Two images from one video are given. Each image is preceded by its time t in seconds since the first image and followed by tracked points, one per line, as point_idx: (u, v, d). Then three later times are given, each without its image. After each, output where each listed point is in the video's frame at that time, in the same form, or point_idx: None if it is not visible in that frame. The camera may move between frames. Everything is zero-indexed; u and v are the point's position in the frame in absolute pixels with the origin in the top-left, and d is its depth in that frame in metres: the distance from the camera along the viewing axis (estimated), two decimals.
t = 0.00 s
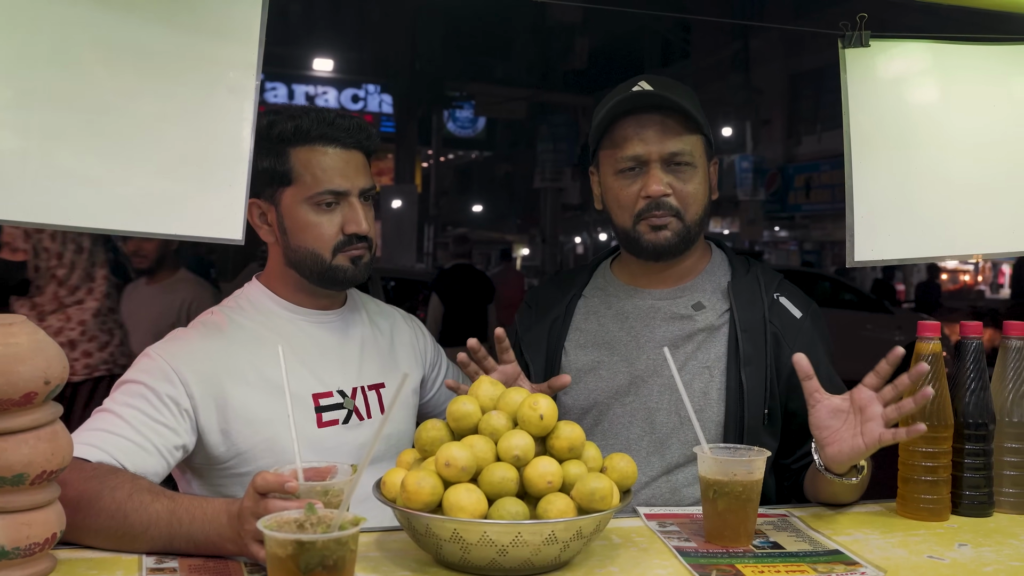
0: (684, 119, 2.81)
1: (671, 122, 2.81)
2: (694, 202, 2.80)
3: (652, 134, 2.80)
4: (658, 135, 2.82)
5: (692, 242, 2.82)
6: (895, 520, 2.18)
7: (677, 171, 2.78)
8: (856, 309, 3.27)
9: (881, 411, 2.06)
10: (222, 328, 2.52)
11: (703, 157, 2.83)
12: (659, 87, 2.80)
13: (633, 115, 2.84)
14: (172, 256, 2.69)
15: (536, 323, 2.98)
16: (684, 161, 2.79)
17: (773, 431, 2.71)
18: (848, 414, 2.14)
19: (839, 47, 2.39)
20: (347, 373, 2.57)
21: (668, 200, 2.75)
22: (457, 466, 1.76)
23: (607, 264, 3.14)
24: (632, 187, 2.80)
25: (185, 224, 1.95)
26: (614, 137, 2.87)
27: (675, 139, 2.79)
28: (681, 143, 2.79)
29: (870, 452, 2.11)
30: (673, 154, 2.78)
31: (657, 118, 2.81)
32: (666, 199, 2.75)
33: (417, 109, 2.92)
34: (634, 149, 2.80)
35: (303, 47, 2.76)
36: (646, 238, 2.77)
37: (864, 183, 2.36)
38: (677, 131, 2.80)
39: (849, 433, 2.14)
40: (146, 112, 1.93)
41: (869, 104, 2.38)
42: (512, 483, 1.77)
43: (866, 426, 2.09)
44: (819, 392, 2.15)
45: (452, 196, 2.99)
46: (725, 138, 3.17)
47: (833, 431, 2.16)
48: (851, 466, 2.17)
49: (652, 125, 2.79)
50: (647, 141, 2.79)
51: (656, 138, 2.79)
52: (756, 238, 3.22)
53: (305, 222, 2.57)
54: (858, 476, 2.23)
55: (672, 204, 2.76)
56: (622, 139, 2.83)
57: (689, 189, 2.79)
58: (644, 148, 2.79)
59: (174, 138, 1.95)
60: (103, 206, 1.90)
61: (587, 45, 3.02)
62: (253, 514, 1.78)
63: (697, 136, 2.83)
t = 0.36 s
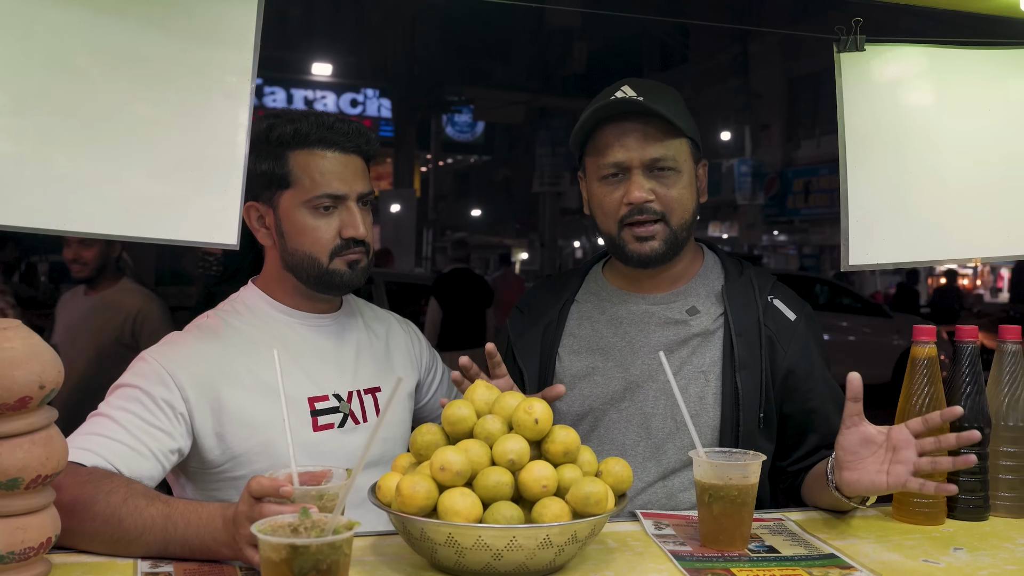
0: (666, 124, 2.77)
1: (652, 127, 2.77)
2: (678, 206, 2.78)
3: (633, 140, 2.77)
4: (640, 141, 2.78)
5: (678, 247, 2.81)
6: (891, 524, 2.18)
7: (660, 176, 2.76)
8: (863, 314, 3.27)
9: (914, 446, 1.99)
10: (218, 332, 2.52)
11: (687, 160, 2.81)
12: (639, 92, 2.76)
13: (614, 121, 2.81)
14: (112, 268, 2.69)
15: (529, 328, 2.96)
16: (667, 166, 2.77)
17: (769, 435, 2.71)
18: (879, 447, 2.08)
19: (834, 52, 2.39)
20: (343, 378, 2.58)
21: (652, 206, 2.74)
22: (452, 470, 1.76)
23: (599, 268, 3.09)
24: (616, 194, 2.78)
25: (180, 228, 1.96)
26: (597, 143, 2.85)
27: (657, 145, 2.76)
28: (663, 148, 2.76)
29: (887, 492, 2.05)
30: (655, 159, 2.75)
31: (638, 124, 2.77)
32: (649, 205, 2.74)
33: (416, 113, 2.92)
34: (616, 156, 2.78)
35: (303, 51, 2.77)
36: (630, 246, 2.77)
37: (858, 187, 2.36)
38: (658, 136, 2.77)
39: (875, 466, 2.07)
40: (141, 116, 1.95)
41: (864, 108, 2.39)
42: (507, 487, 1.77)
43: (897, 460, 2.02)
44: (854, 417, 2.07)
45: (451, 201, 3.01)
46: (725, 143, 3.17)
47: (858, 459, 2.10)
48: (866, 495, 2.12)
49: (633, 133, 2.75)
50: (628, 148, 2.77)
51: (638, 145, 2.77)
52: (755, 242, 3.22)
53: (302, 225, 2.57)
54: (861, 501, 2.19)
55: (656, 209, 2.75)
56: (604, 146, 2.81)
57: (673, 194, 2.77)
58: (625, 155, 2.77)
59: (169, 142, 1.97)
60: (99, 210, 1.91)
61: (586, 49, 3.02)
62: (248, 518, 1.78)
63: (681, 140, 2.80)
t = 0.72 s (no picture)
0: (658, 125, 2.77)
1: (645, 128, 2.77)
2: (672, 206, 2.78)
3: (625, 142, 2.77)
4: (632, 142, 2.78)
5: (674, 246, 2.81)
6: (886, 526, 2.19)
7: (653, 177, 2.76)
8: (861, 317, 3.29)
9: (897, 434, 2.03)
10: (214, 334, 2.53)
11: (680, 160, 2.80)
12: (631, 94, 2.77)
13: (607, 124, 2.82)
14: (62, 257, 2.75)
15: (528, 330, 2.96)
16: (660, 166, 2.76)
17: (765, 437, 2.71)
18: (863, 440, 2.11)
19: (829, 55, 2.39)
20: (339, 380, 2.58)
21: (646, 207, 2.74)
22: (447, 473, 1.76)
23: (598, 271, 3.10)
24: (610, 196, 2.78)
25: (175, 231, 1.97)
26: (591, 147, 2.85)
27: (650, 146, 2.76)
28: (655, 150, 2.76)
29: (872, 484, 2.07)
30: (648, 161, 2.75)
31: (629, 125, 2.77)
32: (644, 206, 2.74)
33: (414, 116, 2.93)
34: (609, 158, 2.78)
35: (301, 54, 2.77)
36: (628, 245, 2.77)
37: (853, 190, 2.37)
38: (651, 138, 2.77)
39: (860, 459, 2.10)
40: (137, 120, 1.96)
41: (859, 111, 2.40)
42: (502, 490, 1.77)
43: (880, 450, 2.05)
44: (838, 411, 2.10)
45: (450, 203, 3.01)
46: (722, 146, 3.15)
47: (843, 454, 2.13)
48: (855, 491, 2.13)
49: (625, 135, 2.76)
50: (620, 150, 2.77)
51: (629, 146, 2.77)
52: (754, 244, 3.22)
53: (290, 230, 2.57)
54: (854, 499, 2.20)
55: (649, 210, 2.75)
56: (597, 148, 2.82)
57: (667, 194, 2.77)
58: (618, 156, 2.77)
59: (165, 146, 1.98)
60: (94, 212, 1.92)
61: (584, 52, 3.02)
62: (243, 520, 1.78)
63: (674, 140, 2.80)
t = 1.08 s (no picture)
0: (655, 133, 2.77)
1: (640, 136, 2.77)
2: (669, 213, 2.79)
3: (620, 150, 2.78)
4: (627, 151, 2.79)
5: (672, 251, 2.82)
6: (885, 528, 2.19)
7: (650, 184, 2.77)
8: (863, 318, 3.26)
9: (875, 424, 2.07)
10: (214, 337, 2.53)
11: (677, 166, 2.81)
12: (626, 102, 2.77)
13: (601, 133, 2.83)
14: (5, 264, 2.63)
15: (532, 332, 2.99)
16: (657, 174, 2.78)
17: (764, 439, 2.71)
18: (844, 435, 2.14)
19: (827, 58, 2.41)
20: (339, 384, 2.58)
21: (642, 214, 2.76)
22: (446, 475, 1.76)
23: (599, 276, 3.10)
24: (607, 204, 2.80)
25: (173, 234, 1.98)
26: (587, 154, 2.86)
27: (646, 154, 2.77)
28: (652, 157, 2.77)
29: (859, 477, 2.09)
30: (644, 169, 2.76)
31: (623, 134, 2.78)
32: (640, 214, 2.75)
33: (414, 118, 2.93)
34: (605, 167, 2.80)
35: (300, 57, 2.77)
36: (624, 252, 2.79)
37: (851, 192, 2.37)
38: (645, 146, 2.77)
39: (843, 454, 2.12)
40: (136, 123, 1.97)
41: (858, 114, 2.40)
42: (501, 492, 1.78)
43: (861, 442, 2.08)
44: (818, 409, 2.16)
45: (450, 205, 3.01)
46: (722, 148, 3.18)
47: (827, 451, 2.16)
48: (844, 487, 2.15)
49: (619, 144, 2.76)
50: (616, 158, 2.78)
51: (625, 155, 2.77)
52: (753, 245, 3.22)
53: (292, 233, 2.57)
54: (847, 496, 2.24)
55: (646, 217, 2.76)
56: (593, 157, 2.83)
57: (663, 202, 2.78)
58: (614, 165, 2.79)
59: (163, 148, 1.99)
60: (93, 215, 1.93)
61: (583, 54, 3.02)
62: (242, 522, 1.78)
63: (671, 147, 2.80)
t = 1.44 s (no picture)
0: (663, 133, 2.82)
1: (649, 135, 2.83)
2: (676, 213, 2.83)
3: (630, 150, 2.83)
4: (636, 151, 2.84)
5: (678, 252, 2.85)
6: (885, 528, 2.20)
7: (658, 185, 2.81)
8: (858, 319, 3.26)
9: (873, 453, 2.05)
10: (219, 338, 2.54)
11: (683, 168, 2.86)
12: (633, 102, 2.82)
13: (611, 133, 2.87)
14: None
15: (534, 334, 3.00)
16: (664, 174, 2.82)
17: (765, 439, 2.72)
18: (843, 453, 2.13)
19: (827, 59, 2.42)
20: (343, 388, 2.59)
21: (651, 213, 2.79)
22: (448, 477, 1.76)
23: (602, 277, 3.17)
24: (615, 203, 2.83)
25: (174, 237, 1.99)
26: (594, 155, 2.90)
27: (654, 154, 2.82)
28: (660, 157, 2.82)
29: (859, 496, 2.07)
30: (652, 168, 2.81)
31: (633, 135, 2.83)
32: (649, 213, 2.78)
33: (413, 120, 2.91)
34: (613, 166, 2.83)
35: (299, 59, 2.77)
36: (631, 252, 2.81)
37: (851, 192, 2.38)
38: (654, 146, 2.82)
39: (839, 474, 2.11)
40: (136, 125, 1.98)
41: (857, 115, 2.41)
42: (503, 494, 1.78)
43: (858, 467, 2.07)
44: (821, 424, 2.11)
45: (449, 206, 2.98)
46: (720, 149, 3.18)
47: (826, 467, 2.15)
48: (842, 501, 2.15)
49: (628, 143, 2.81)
50: (625, 158, 2.82)
51: (633, 155, 2.82)
52: (752, 247, 3.22)
53: (291, 222, 2.60)
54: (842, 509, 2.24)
55: (655, 216, 2.79)
56: (601, 157, 2.87)
57: (671, 201, 2.82)
58: (622, 164, 2.83)
59: (163, 151, 2.00)
60: (94, 218, 1.94)
61: (582, 56, 3.03)
62: (244, 525, 1.78)
63: (678, 149, 2.85)
